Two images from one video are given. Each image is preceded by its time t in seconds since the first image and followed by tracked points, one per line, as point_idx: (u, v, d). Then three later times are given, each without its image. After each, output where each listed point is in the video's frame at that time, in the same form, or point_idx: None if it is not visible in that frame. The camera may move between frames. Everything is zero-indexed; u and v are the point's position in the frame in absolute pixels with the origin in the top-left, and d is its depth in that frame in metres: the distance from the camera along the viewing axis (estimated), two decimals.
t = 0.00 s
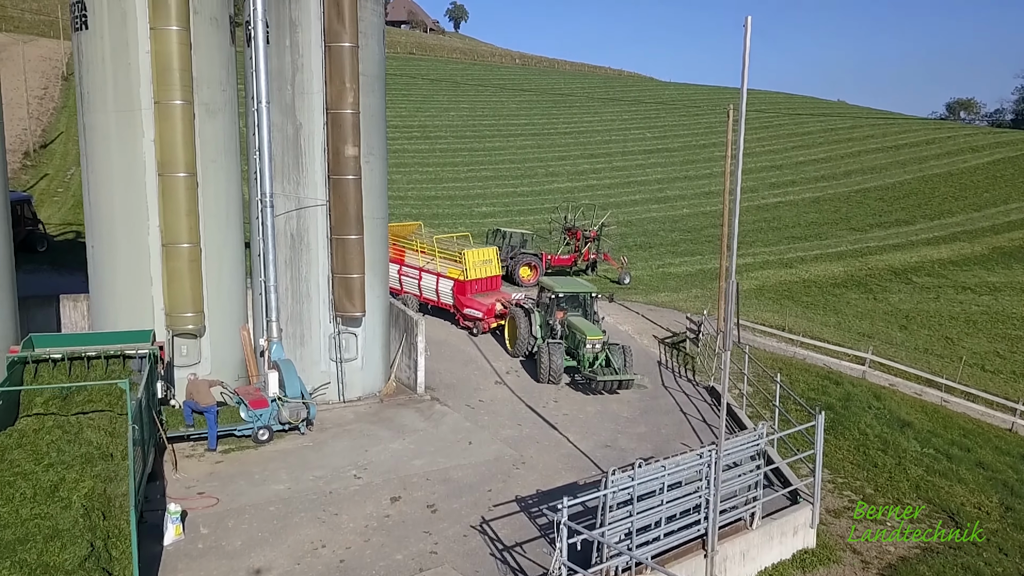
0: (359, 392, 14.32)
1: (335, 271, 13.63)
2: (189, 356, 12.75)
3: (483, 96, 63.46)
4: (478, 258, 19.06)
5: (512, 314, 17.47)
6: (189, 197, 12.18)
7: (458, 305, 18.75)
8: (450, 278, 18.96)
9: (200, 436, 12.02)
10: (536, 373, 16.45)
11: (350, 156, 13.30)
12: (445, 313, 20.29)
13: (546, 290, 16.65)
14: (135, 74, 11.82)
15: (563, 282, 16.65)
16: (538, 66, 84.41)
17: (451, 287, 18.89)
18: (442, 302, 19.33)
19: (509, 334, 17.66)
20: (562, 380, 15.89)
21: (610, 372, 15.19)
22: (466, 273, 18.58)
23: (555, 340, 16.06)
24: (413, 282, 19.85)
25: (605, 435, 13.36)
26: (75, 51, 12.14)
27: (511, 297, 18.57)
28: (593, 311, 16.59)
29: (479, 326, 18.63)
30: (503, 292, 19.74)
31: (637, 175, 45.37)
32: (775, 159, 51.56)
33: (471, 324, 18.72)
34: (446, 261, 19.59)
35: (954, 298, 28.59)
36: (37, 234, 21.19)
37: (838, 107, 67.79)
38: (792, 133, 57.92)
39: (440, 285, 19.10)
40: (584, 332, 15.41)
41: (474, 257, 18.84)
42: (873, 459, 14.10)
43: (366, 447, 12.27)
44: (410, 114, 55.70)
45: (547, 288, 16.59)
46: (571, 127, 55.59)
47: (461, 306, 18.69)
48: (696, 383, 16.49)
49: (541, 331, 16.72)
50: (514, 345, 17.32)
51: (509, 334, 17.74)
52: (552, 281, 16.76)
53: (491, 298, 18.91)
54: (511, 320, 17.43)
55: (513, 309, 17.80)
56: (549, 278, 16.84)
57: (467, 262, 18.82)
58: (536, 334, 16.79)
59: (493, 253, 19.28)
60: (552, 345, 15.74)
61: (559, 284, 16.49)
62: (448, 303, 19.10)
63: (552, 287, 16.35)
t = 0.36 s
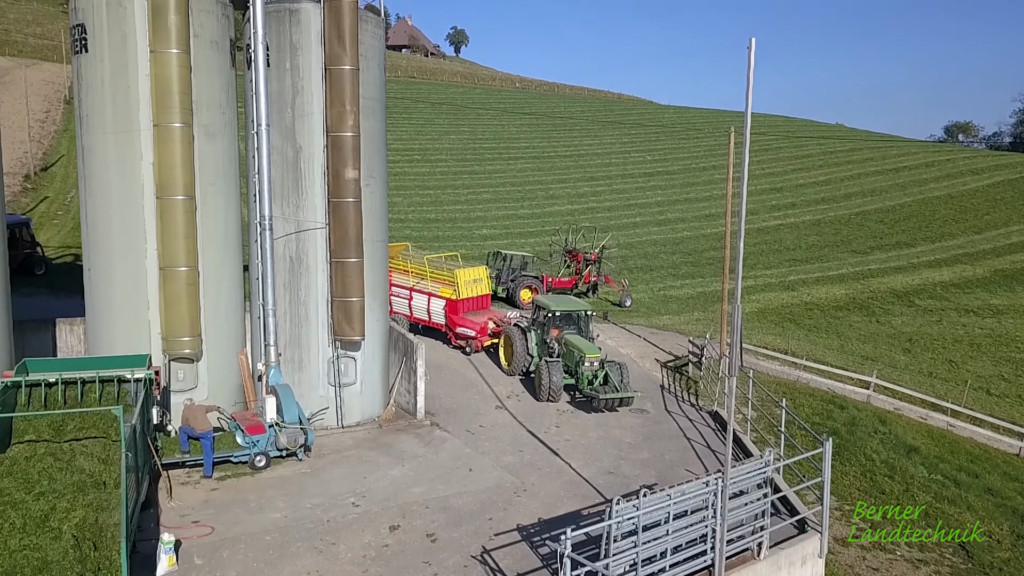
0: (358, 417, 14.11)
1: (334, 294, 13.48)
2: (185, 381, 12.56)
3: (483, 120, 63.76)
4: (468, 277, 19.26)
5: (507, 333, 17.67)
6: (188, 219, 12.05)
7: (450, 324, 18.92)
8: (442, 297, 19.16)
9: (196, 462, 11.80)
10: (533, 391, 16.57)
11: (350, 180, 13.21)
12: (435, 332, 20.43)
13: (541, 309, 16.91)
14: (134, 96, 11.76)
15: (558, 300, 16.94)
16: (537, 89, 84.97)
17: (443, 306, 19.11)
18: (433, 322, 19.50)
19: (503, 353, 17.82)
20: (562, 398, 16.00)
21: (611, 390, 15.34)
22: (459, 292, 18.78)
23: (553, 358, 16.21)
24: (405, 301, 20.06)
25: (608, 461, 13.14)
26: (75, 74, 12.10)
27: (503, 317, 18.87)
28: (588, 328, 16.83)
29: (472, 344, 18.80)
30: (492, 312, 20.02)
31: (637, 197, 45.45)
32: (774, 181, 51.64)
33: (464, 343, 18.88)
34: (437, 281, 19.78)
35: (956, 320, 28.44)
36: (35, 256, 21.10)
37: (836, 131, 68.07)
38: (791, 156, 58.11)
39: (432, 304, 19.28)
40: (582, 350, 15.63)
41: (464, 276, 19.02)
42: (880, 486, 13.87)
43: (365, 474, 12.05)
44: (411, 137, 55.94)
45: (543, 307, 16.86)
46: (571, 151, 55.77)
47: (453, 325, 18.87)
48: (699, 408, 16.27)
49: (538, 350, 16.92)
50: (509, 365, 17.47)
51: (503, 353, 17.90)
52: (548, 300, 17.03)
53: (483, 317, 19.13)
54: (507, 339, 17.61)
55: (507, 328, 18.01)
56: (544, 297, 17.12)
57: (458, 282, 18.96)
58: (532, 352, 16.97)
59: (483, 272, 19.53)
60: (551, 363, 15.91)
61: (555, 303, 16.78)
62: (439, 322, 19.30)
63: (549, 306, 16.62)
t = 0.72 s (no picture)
0: (357, 454, 13.84)
1: (333, 328, 13.29)
2: (182, 418, 12.33)
3: (484, 154, 64.15)
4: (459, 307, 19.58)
5: (502, 363, 17.69)
6: (186, 252, 11.92)
7: (442, 353, 18.91)
8: (434, 327, 19.19)
9: (191, 501, 11.49)
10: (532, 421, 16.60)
11: (351, 213, 13.11)
12: (427, 364, 20.34)
13: (535, 338, 16.93)
14: (134, 129, 11.73)
15: (551, 328, 16.96)
16: (538, 124, 85.73)
17: (435, 336, 19.09)
18: (423, 353, 19.39)
19: (499, 382, 17.87)
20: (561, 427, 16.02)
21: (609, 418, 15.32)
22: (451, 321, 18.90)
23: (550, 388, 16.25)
24: (394, 333, 19.91)
25: (612, 499, 12.83)
26: (75, 107, 12.10)
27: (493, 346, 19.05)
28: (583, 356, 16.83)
29: (463, 375, 18.75)
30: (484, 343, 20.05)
31: (637, 230, 45.48)
32: (775, 215, 51.74)
33: (456, 373, 18.85)
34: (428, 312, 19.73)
35: (961, 354, 28.19)
36: (33, 290, 20.98)
37: (835, 164, 68.44)
38: (791, 189, 58.35)
39: (424, 334, 19.25)
40: (578, 379, 15.63)
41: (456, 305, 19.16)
42: (892, 525, 13.54)
43: (364, 512, 11.75)
44: (412, 171, 56.24)
45: (536, 335, 16.88)
46: (572, 184, 55.99)
47: (445, 355, 18.87)
48: (705, 444, 15.97)
49: (534, 378, 16.96)
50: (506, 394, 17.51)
51: (499, 383, 17.95)
52: (540, 329, 17.05)
53: (474, 346, 19.14)
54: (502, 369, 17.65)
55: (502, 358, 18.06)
56: (537, 326, 17.13)
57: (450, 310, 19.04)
58: (528, 382, 17.04)
59: (473, 303, 19.90)
60: (548, 393, 15.93)
61: (549, 331, 16.81)
62: (430, 352, 19.22)
63: (542, 335, 16.64)
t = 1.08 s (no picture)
0: (355, 488, 13.56)
1: (331, 359, 13.08)
2: (176, 450, 12.06)
3: (484, 184, 64.38)
4: (448, 333, 19.58)
5: (495, 389, 17.86)
6: (184, 282, 11.76)
7: (432, 381, 18.82)
8: (425, 354, 19.15)
9: (184, 537, 11.16)
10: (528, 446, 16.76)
11: (351, 242, 12.98)
12: (415, 391, 20.23)
13: (528, 364, 17.23)
14: (133, 158, 11.65)
15: (543, 355, 17.28)
16: (537, 155, 86.22)
17: (426, 364, 19.02)
18: (412, 380, 19.27)
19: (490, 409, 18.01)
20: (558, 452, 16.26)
21: (607, 442, 15.65)
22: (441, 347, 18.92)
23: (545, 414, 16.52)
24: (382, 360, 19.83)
25: (617, 534, 12.52)
26: (74, 136, 12.05)
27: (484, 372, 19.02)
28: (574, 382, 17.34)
29: (455, 403, 18.66)
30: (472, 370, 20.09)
31: (638, 260, 45.41)
32: (776, 245, 51.74)
33: (447, 401, 18.75)
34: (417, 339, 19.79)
35: (966, 384, 27.90)
36: (30, 320, 20.80)
37: (834, 194, 68.66)
38: (791, 219, 58.45)
39: (413, 361, 19.15)
40: (575, 404, 15.96)
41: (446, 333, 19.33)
42: (903, 561, 13.21)
43: (362, 548, 11.43)
44: (412, 201, 56.38)
45: (531, 362, 17.17)
46: (572, 214, 56.07)
47: (436, 383, 18.78)
48: (710, 477, 15.67)
49: (528, 405, 17.20)
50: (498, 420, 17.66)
51: (491, 410, 18.06)
52: (533, 355, 17.36)
53: (465, 374, 19.14)
54: (495, 395, 17.83)
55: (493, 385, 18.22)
56: (530, 351, 17.45)
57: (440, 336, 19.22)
58: (522, 409, 17.24)
59: (462, 329, 19.92)
60: (545, 419, 16.17)
61: (543, 357, 17.12)
62: (420, 380, 19.11)
63: (536, 360, 16.95)
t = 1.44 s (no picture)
0: (352, 523, 13.26)
1: (330, 390, 12.84)
2: (170, 484, 11.76)
3: (484, 215, 64.50)
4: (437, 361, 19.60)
5: (488, 417, 17.94)
6: (180, 312, 11.57)
7: (422, 409, 18.78)
8: (414, 382, 19.11)
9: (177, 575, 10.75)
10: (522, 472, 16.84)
11: (351, 271, 12.81)
12: (401, 418, 20.12)
13: (521, 391, 17.38)
14: (130, 186, 11.57)
15: (535, 381, 17.45)
16: (537, 186, 86.54)
17: (415, 392, 19.00)
18: (401, 409, 19.21)
19: (483, 436, 18.06)
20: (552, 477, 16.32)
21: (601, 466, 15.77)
22: (431, 375, 18.90)
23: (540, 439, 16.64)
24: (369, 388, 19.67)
25: (622, 571, 12.17)
26: (72, 165, 12.00)
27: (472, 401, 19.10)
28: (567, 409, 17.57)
29: (444, 430, 18.66)
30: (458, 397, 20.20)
31: (639, 290, 45.24)
32: (777, 275, 51.64)
33: (437, 429, 18.73)
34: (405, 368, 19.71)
35: (973, 416, 27.51)
36: (26, 350, 20.60)
37: (834, 225, 68.70)
38: (791, 249, 58.43)
39: (402, 391, 19.15)
40: (569, 429, 16.14)
41: (435, 360, 19.32)
42: None
43: None
44: (413, 232, 56.43)
45: (523, 389, 17.32)
46: (572, 244, 56.05)
47: (426, 411, 18.76)
48: (716, 511, 15.32)
49: (521, 432, 17.31)
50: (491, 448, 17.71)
51: (482, 438, 18.11)
52: (525, 382, 17.53)
53: (454, 401, 19.17)
54: (488, 423, 17.91)
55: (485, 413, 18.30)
56: (521, 378, 17.62)
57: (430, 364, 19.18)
58: (515, 436, 17.34)
59: (449, 357, 19.95)
60: (540, 445, 16.27)
61: (536, 384, 17.30)
62: (409, 408, 19.05)
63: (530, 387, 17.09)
